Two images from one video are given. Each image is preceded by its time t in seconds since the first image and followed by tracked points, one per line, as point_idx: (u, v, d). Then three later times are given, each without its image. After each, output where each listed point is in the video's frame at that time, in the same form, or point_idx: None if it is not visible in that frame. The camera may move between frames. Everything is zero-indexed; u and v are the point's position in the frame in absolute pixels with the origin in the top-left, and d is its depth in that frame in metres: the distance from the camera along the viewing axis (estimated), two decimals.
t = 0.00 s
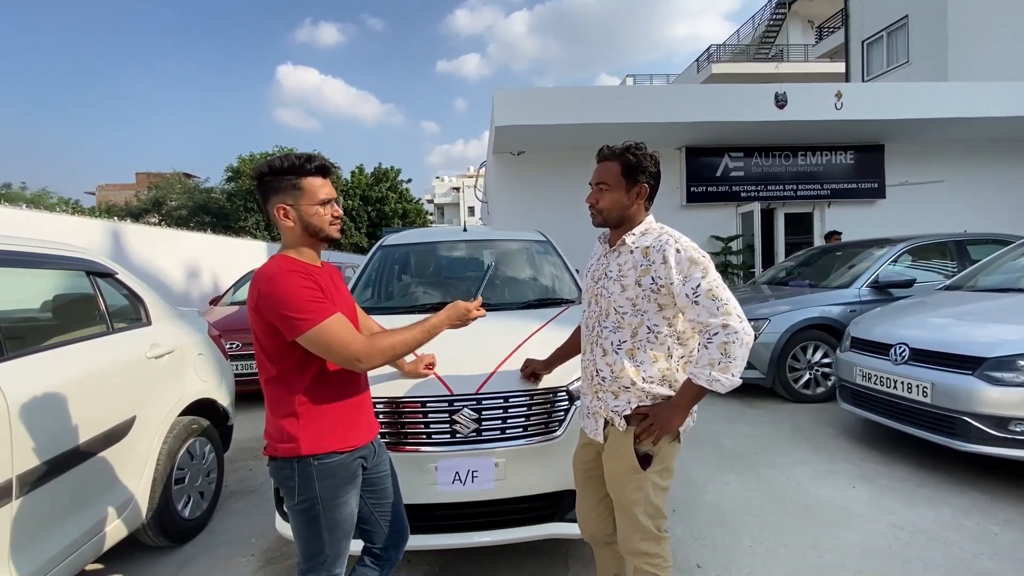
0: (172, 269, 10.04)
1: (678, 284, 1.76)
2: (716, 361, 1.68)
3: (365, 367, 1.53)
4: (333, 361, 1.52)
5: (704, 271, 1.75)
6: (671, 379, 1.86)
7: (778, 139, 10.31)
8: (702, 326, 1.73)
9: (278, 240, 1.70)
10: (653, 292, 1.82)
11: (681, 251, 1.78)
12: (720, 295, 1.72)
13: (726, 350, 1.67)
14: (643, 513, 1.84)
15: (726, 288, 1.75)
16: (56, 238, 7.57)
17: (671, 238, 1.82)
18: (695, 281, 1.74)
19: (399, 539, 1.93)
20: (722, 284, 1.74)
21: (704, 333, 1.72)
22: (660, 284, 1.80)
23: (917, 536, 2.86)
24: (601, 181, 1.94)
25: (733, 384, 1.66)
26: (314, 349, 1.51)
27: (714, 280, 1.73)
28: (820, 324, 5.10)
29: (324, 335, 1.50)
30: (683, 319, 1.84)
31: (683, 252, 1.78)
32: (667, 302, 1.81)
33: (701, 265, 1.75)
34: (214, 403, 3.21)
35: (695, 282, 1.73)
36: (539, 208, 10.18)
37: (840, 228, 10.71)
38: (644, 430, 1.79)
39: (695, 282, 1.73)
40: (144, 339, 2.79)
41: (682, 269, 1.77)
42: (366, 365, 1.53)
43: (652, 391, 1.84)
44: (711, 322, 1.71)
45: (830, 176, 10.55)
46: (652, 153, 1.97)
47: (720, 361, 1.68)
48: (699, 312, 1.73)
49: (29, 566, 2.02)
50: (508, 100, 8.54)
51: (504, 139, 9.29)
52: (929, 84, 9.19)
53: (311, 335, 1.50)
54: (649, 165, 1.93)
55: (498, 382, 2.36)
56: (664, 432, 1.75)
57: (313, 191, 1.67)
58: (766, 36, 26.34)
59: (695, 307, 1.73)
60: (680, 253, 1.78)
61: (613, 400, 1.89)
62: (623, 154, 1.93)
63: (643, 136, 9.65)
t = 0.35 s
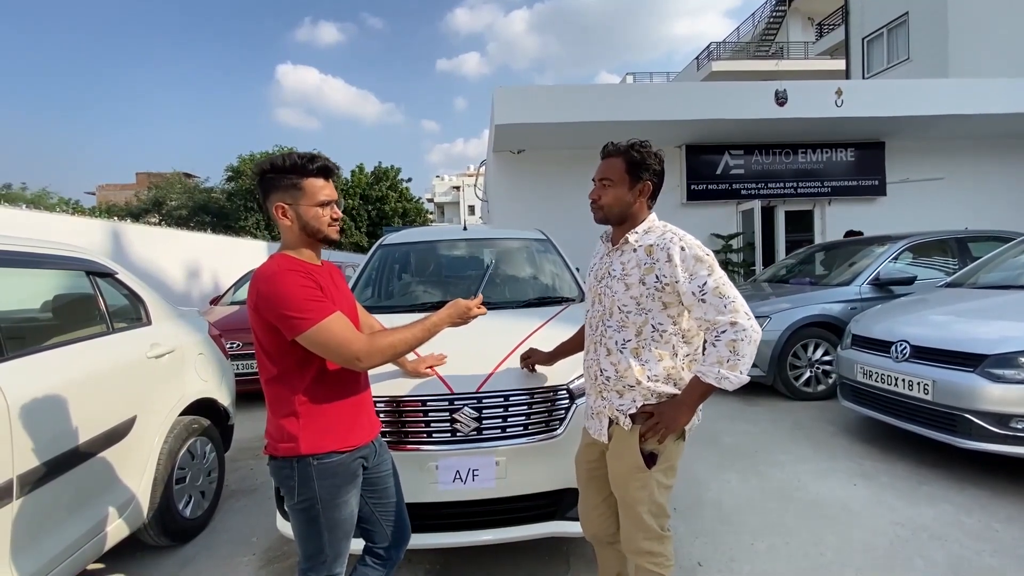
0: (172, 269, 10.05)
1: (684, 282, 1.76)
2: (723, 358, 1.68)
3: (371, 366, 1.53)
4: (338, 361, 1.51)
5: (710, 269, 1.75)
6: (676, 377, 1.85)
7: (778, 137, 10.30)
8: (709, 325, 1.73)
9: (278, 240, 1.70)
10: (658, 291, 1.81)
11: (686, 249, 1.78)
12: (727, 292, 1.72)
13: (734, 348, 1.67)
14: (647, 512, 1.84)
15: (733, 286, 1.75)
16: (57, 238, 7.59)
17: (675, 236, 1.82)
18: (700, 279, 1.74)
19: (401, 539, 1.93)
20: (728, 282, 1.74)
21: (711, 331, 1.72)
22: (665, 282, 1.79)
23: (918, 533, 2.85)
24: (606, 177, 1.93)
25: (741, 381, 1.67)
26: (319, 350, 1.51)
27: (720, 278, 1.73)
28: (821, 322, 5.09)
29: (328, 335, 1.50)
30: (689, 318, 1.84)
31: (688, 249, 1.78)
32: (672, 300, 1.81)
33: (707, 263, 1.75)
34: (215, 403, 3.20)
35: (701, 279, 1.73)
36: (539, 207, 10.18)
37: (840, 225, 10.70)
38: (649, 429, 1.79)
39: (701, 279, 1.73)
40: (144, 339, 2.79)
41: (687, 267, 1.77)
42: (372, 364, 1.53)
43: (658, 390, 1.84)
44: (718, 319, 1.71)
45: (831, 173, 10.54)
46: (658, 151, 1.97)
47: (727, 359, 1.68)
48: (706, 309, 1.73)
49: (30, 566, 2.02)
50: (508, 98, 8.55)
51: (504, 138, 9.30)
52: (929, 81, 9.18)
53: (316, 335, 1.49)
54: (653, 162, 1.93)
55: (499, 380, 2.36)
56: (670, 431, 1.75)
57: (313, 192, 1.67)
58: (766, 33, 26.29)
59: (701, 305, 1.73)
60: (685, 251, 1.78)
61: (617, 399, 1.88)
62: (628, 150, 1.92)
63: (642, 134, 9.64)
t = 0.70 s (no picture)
0: (172, 269, 10.05)
1: (685, 280, 1.76)
2: (724, 356, 1.68)
3: (372, 366, 1.53)
4: (339, 361, 1.51)
5: (711, 266, 1.75)
6: (678, 375, 1.85)
7: (778, 134, 10.29)
8: (710, 322, 1.73)
9: (279, 239, 1.69)
10: (659, 289, 1.81)
11: (686, 247, 1.78)
12: (727, 289, 1.72)
13: (735, 345, 1.67)
14: (650, 510, 1.84)
15: (733, 283, 1.74)
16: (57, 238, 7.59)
17: (676, 234, 1.82)
18: (701, 276, 1.74)
19: (402, 537, 1.93)
20: (729, 279, 1.73)
21: (712, 328, 1.72)
22: (666, 280, 1.79)
23: (919, 530, 2.85)
24: (605, 177, 1.93)
25: (743, 379, 1.66)
26: (319, 350, 1.50)
27: (721, 275, 1.73)
28: (822, 319, 5.09)
29: (329, 334, 1.49)
30: (690, 315, 1.83)
31: (688, 247, 1.78)
32: (673, 298, 1.81)
33: (707, 260, 1.75)
34: (215, 403, 3.20)
35: (702, 277, 1.73)
36: (538, 205, 10.18)
37: (840, 222, 10.69)
38: (652, 426, 1.79)
39: (702, 277, 1.73)
40: (144, 339, 2.79)
41: (688, 265, 1.77)
42: (372, 364, 1.53)
43: (660, 388, 1.84)
44: (719, 316, 1.71)
45: (831, 170, 10.53)
46: (654, 148, 1.97)
47: (728, 356, 1.67)
48: (707, 307, 1.73)
49: (31, 566, 2.02)
50: (507, 96, 8.55)
51: (503, 136, 9.30)
52: (929, 77, 9.16)
53: (316, 335, 1.49)
54: (651, 160, 1.92)
55: (499, 379, 2.36)
56: (673, 428, 1.75)
57: (317, 191, 1.67)
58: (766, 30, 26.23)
59: (702, 303, 1.73)
60: (686, 248, 1.78)
61: (620, 397, 1.88)
62: (626, 149, 1.92)
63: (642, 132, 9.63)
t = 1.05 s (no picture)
0: (172, 269, 10.04)
1: (684, 276, 1.75)
2: (726, 350, 1.67)
3: (373, 364, 1.53)
4: (340, 359, 1.51)
5: (710, 261, 1.74)
6: (681, 372, 1.85)
7: (777, 131, 10.28)
8: (710, 317, 1.73)
9: (279, 235, 1.69)
10: (659, 285, 1.81)
11: (685, 243, 1.78)
12: (727, 284, 1.71)
13: (736, 339, 1.67)
14: (652, 508, 1.84)
15: (732, 277, 1.74)
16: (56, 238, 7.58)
17: (674, 230, 1.82)
18: (701, 271, 1.73)
19: (403, 536, 1.93)
20: (728, 273, 1.73)
21: (713, 323, 1.72)
22: (666, 276, 1.79)
23: (920, 527, 2.85)
24: (618, 172, 1.92)
25: (744, 373, 1.66)
26: (320, 348, 1.50)
27: (720, 270, 1.73)
28: (821, 317, 5.09)
29: (329, 331, 1.49)
30: (690, 312, 1.83)
31: (687, 243, 1.78)
32: (673, 294, 1.81)
33: (706, 255, 1.75)
34: (215, 402, 3.20)
35: (701, 272, 1.73)
36: (538, 204, 10.17)
37: (840, 219, 10.68)
38: (654, 424, 1.79)
39: (701, 272, 1.73)
40: (144, 339, 2.78)
41: (687, 260, 1.77)
42: (373, 363, 1.52)
43: (662, 385, 1.83)
44: (719, 311, 1.70)
45: (831, 167, 10.52)
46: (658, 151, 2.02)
47: (730, 350, 1.67)
48: (706, 302, 1.72)
49: (32, 566, 2.03)
50: (507, 94, 8.54)
51: (503, 134, 9.28)
52: (929, 74, 9.15)
53: (316, 332, 1.49)
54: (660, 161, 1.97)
55: (498, 378, 2.36)
56: (675, 425, 1.75)
57: (320, 188, 1.67)
58: (766, 26, 26.14)
59: (702, 298, 1.73)
60: (685, 244, 1.78)
61: (623, 395, 1.88)
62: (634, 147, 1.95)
63: (641, 130, 9.62)
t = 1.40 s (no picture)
0: (172, 268, 10.05)
1: (688, 278, 1.75)
2: (723, 356, 1.67)
3: (372, 364, 1.53)
4: (340, 358, 1.51)
5: (715, 265, 1.74)
6: (679, 372, 1.84)
7: (777, 128, 10.27)
8: (711, 321, 1.73)
9: (281, 227, 1.69)
10: (662, 286, 1.81)
11: (691, 245, 1.78)
12: (730, 289, 1.71)
13: (734, 346, 1.66)
14: (648, 504, 1.84)
15: (737, 282, 1.74)
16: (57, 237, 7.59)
17: (681, 231, 1.81)
18: (704, 275, 1.73)
19: (402, 534, 1.93)
20: (733, 278, 1.73)
21: (713, 327, 1.72)
22: (669, 277, 1.79)
23: (920, 523, 2.86)
24: (602, 178, 1.95)
25: (740, 379, 1.66)
26: (319, 347, 1.50)
27: (725, 274, 1.72)
28: (821, 314, 5.09)
29: (329, 331, 1.49)
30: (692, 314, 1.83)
31: (693, 245, 1.77)
32: (676, 295, 1.81)
33: (712, 258, 1.74)
34: (215, 401, 3.20)
35: (705, 275, 1.73)
36: (538, 202, 10.17)
37: (840, 217, 10.68)
38: (649, 421, 1.80)
39: (705, 276, 1.73)
40: (143, 338, 2.79)
41: (691, 263, 1.76)
42: (373, 361, 1.52)
43: (658, 383, 1.83)
44: (720, 316, 1.70)
45: (831, 164, 10.51)
46: (655, 144, 1.93)
47: (727, 356, 1.67)
48: (709, 306, 1.72)
49: (33, 565, 2.03)
50: (506, 92, 8.53)
51: (503, 132, 9.28)
52: (929, 71, 9.14)
53: (315, 332, 1.49)
54: (649, 156, 1.90)
55: (498, 376, 2.36)
56: (670, 423, 1.75)
57: (322, 183, 1.67)
58: (765, 23, 26.08)
59: (704, 301, 1.73)
60: (691, 246, 1.77)
61: (620, 390, 1.89)
62: (621, 148, 1.92)
63: (641, 127, 9.61)
